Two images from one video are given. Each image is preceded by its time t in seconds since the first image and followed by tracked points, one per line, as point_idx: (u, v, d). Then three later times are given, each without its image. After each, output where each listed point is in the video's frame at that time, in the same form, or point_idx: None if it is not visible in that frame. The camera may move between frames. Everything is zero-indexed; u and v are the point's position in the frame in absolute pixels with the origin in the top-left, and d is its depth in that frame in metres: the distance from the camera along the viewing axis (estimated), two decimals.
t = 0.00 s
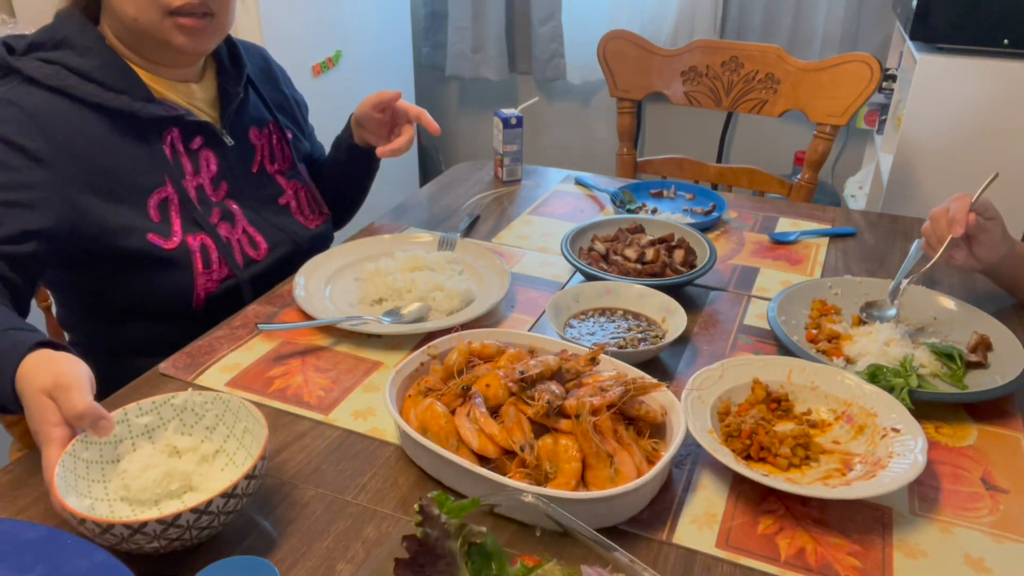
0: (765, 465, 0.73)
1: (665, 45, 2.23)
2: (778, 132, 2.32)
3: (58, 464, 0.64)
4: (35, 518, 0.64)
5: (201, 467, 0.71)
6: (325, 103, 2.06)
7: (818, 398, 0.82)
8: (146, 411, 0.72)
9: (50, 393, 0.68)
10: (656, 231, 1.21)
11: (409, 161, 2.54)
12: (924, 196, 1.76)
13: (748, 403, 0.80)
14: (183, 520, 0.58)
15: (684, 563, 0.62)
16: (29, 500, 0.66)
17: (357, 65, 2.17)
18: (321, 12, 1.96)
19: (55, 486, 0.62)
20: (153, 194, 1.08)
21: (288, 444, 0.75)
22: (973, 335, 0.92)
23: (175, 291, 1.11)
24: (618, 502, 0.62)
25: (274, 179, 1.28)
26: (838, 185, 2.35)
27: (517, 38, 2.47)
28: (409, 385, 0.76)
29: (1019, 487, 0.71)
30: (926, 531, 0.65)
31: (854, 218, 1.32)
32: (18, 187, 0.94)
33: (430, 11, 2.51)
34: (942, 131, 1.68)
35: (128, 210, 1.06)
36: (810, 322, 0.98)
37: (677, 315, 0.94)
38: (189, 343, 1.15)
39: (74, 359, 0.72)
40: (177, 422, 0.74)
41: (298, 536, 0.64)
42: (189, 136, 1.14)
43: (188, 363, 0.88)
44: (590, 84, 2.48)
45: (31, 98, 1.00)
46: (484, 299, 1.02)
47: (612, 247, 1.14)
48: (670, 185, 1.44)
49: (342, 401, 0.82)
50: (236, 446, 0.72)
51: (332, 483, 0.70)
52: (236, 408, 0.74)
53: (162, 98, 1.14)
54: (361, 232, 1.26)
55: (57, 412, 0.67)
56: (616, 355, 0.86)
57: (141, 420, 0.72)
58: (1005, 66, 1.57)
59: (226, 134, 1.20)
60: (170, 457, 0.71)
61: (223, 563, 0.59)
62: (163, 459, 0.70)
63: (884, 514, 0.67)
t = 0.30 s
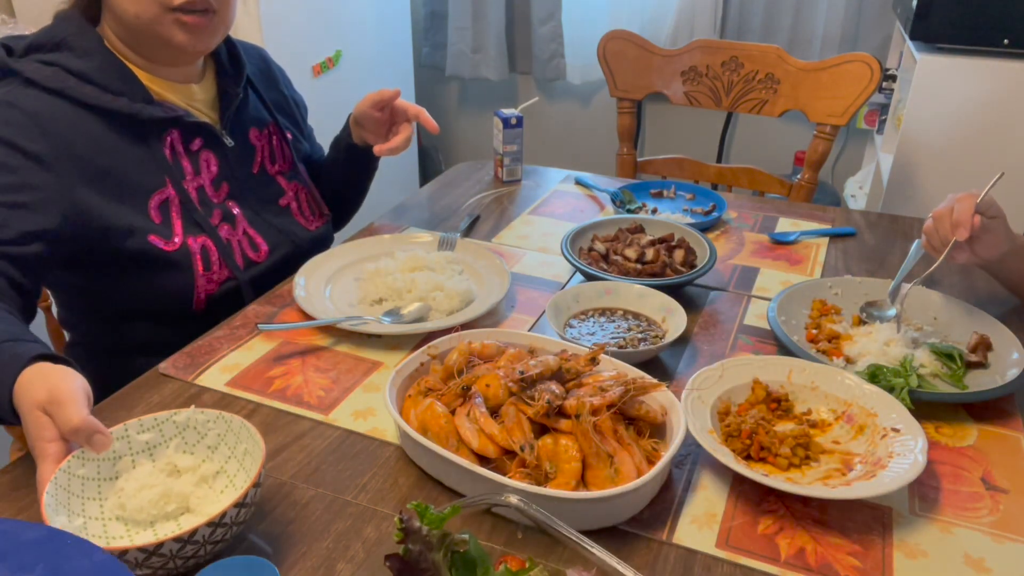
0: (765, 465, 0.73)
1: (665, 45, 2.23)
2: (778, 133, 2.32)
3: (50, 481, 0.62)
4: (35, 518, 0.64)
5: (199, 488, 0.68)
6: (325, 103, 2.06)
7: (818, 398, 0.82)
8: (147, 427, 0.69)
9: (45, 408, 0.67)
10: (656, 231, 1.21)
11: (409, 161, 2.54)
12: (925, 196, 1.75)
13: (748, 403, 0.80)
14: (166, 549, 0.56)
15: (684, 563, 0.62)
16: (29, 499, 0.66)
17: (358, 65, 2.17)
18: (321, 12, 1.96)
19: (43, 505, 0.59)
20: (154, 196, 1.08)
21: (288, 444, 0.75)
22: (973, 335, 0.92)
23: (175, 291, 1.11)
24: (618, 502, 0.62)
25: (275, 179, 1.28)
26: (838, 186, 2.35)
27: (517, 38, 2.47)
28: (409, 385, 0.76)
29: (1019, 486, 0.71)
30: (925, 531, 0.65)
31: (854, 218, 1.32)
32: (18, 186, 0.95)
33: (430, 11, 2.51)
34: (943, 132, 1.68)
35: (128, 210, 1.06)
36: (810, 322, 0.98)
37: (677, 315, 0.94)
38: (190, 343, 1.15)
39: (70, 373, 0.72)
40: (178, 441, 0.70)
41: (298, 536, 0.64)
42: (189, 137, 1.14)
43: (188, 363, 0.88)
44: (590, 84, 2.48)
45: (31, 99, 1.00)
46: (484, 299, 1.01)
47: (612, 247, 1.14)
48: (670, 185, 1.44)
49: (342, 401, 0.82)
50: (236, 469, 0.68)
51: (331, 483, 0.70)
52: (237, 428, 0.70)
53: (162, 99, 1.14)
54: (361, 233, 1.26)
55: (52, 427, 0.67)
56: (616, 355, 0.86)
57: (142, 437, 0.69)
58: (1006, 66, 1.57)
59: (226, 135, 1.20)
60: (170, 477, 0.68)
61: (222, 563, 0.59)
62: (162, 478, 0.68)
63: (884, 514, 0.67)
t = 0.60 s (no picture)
0: (765, 465, 0.73)
1: (665, 45, 2.23)
2: (778, 132, 2.32)
3: (44, 488, 0.62)
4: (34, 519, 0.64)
5: (196, 497, 0.68)
6: (326, 103, 2.06)
7: (819, 398, 0.82)
8: (146, 434, 0.69)
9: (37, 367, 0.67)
10: (656, 231, 1.21)
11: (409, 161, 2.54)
12: (926, 196, 1.75)
13: (748, 403, 0.80)
14: (155, 562, 0.55)
15: (684, 563, 0.62)
16: (29, 500, 0.66)
17: (357, 65, 2.17)
18: (321, 12, 1.96)
19: (37, 512, 0.59)
20: (150, 196, 1.08)
21: (288, 444, 0.75)
22: (974, 335, 0.92)
23: (175, 291, 1.11)
24: (618, 503, 0.62)
25: (272, 178, 1.29)
26: (838, 185, 2.35)
27: (517, 38, 2.47)
28: (409, 385, 0.76)
29: (1019, 486, 0.71)
30: (926, 531, 0.65)
31: (854, 218, 1.32)
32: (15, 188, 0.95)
33: (430, 11, 2.51)
34: (943, 131, 1.68)
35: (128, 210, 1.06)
36: (810, 322, 0.98)
37: (677, 315, 0.94)
38: (190, 343, 1.15)
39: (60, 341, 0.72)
40: (177, 449, 0.71)
41: (298, 536, 0.64)
42: (184, 137, 1.14)
43: (187, 363, 0.88)
44: (590, 84, 2.48)
45: (29, 99, 1.00)
46: (484, 299, 1.01)
47: (612, 247, 1.14)
48: (670, 185, 1.44)
49: (342, 401, 0.82)
50: (232, 477, 0.68)
51: (331, 483, 0.70)
52: (236, 437, 0.70)
53: (157, 99, 1.14)
54: (361, 233, 1.26)
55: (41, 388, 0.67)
56: (616, 355, 0.86)
57: (141, 444, 0.69)
58: (1006, 66, 1.57)
59: (221, 135, 1.20)
60: (167, 486, 0.68)
61: (222, 564, 0.59)
62: (159, 487, 0.68)
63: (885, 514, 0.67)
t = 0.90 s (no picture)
0: (765, 465, 0.73)
1: (665, 44, 2.23)
2: (778, 132, 2.32)
3: (44, 489, 0.62)
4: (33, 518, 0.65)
5: (197, 498, 0.68)
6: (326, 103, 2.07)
7: (819, 398, 0.82)
8: (147, 434, 0.69)
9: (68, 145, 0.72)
10: (656, 231, 1.21)
11: (409, 160, 2.54)
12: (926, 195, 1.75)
13: (748, 403, 0.80)
14: (155, 562, 0.55)
15: (684, 563, 0.62)
16: (28, 499, 0.66)
17: (357, 65, 2.17)
18: (321, 12, 1.96)
19: (37, 512, 0.59)
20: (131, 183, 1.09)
21: (288, 444, 0.75)
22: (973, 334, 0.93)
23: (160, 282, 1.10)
24: (617, 502, 0.62)
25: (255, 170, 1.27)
26: (838, 186, 2.36)
27: (517, 37, 2.47)
28: (409, 385, 0.77)
29: (1019, 486, 0.71)
30: (925, 531, 0.65)
31: (854, 218, 1.33)
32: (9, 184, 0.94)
33: (430, 11, 2.51)
34: (943, 132, 1.68)
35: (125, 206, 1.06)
36: (810, 322, 0.98)
37: (677, 315, 0.94)
38: (190, 342, 1.15)
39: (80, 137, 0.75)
40: (177, 450, 0.71)
41: (298, 536, 0.64)
42: (167, 129, 1.15)
43: (187, 363, 0.88)
44: (590, 84, 2.48)
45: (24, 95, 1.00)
46: (483, 299, 1.01)
47: (612, 247, 1.14)
48: (670, 185, 1.44)
49: (342, 401, 0.82)
50: (234, 477, 0.68)
51: (332, 483, 0.70)
52: (236, 437, 0.70)
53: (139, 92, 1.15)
54: (361, 233, 1.26)
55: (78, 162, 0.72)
56: (615, 355, 0.86)
57: (141, 444, 0.69)
58: (1005, 66, 1.57)
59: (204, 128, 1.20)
60: (168, 487, 0.68)
61: (221, 563, 0.59)
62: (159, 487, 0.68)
63: (884, 514, 0.67)
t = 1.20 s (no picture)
0: (765, 465, 0.73)
1: (665, 44, 2.23)
2: (778, 132, 2.32)
3: (44, 488, 0.62)
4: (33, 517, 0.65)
5: (197, 497, 0.68)
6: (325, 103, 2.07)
7: (819, 398, 0.82)
8: (147, 434, 0.70)
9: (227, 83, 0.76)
10: (656, 231, 1.21)
11: (409, 160, 2.54)
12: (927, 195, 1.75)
13: (748, 403, 0.80)
14: (154, 562, 0.55)
15: (684, 563, 0.62)
16: (28, 499, 0.66)
17: (357, 65, 2.17)
18: (321, 12, 1.96)
19: (37, 511, 0.59)
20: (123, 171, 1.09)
21: (288, 444, 0.75)
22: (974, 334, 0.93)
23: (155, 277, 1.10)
24: (616, 502, 0.62)
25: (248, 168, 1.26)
26: (838, 186, 2.36)
27: (517, 37, 2.47)
28: (409, 385, 0.77)
29: (1019, 486, 0.71)
30: (925, 531, 0.65)
31: (854, 218, 1.32)
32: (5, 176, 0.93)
33: (430, 11, 2.52)
34: (943, 133, 1.68)
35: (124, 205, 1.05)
36: (810, 322, 0.98)
37: (677, 315, 0.94)
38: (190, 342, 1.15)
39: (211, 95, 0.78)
40: (178, 450, 0.71)
41: (298, 536, 0.64)
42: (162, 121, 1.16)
43: (187, 363, 0.88)
44: (590, 84, 2.48)
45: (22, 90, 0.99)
46: (483, 299, 1.01)
47: (612, 247, 1.14)
48: (670, 185, 1.44)
49: (342, 401, 0.82)
50: (235, 476, 0.68)
51: (331, 483, 0.70)
52: (235, 437, 0.70)
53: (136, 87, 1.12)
54: (361, 233, 1.26)
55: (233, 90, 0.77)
56: (615, 355, 0.86)
57: (141, 444, 0.69)
58: (1006, 66, 1.57)
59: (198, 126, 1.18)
60: (168, 486, 0.68)
61: (220, 564, 0.59)
62: (159, 487, 0.68)
63: (885, 514, 0.67)
